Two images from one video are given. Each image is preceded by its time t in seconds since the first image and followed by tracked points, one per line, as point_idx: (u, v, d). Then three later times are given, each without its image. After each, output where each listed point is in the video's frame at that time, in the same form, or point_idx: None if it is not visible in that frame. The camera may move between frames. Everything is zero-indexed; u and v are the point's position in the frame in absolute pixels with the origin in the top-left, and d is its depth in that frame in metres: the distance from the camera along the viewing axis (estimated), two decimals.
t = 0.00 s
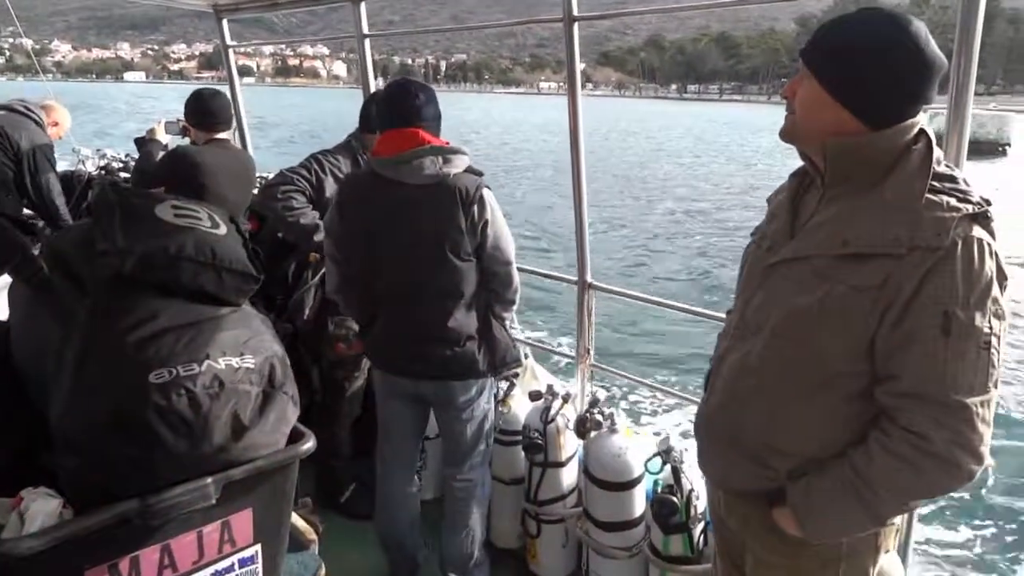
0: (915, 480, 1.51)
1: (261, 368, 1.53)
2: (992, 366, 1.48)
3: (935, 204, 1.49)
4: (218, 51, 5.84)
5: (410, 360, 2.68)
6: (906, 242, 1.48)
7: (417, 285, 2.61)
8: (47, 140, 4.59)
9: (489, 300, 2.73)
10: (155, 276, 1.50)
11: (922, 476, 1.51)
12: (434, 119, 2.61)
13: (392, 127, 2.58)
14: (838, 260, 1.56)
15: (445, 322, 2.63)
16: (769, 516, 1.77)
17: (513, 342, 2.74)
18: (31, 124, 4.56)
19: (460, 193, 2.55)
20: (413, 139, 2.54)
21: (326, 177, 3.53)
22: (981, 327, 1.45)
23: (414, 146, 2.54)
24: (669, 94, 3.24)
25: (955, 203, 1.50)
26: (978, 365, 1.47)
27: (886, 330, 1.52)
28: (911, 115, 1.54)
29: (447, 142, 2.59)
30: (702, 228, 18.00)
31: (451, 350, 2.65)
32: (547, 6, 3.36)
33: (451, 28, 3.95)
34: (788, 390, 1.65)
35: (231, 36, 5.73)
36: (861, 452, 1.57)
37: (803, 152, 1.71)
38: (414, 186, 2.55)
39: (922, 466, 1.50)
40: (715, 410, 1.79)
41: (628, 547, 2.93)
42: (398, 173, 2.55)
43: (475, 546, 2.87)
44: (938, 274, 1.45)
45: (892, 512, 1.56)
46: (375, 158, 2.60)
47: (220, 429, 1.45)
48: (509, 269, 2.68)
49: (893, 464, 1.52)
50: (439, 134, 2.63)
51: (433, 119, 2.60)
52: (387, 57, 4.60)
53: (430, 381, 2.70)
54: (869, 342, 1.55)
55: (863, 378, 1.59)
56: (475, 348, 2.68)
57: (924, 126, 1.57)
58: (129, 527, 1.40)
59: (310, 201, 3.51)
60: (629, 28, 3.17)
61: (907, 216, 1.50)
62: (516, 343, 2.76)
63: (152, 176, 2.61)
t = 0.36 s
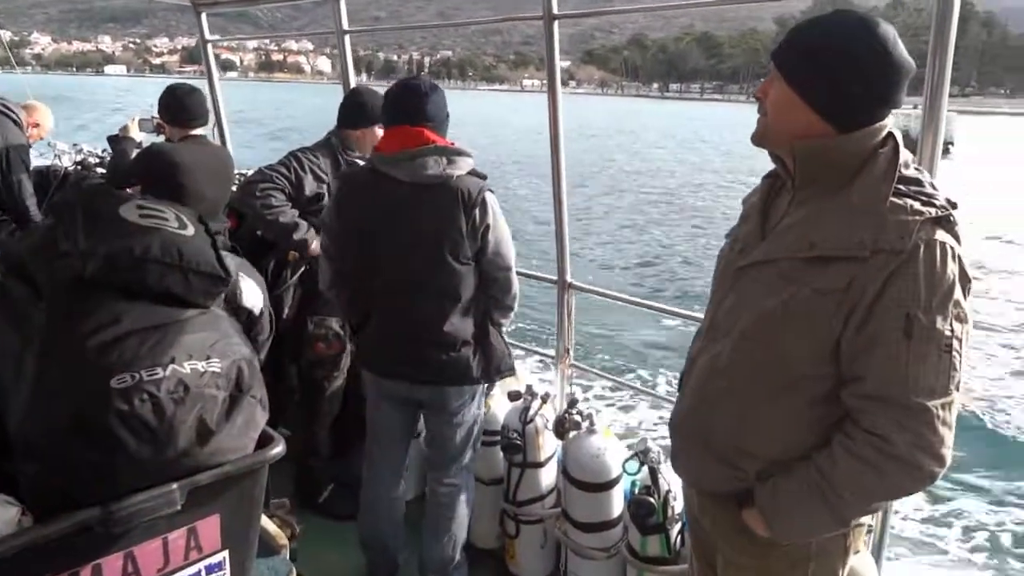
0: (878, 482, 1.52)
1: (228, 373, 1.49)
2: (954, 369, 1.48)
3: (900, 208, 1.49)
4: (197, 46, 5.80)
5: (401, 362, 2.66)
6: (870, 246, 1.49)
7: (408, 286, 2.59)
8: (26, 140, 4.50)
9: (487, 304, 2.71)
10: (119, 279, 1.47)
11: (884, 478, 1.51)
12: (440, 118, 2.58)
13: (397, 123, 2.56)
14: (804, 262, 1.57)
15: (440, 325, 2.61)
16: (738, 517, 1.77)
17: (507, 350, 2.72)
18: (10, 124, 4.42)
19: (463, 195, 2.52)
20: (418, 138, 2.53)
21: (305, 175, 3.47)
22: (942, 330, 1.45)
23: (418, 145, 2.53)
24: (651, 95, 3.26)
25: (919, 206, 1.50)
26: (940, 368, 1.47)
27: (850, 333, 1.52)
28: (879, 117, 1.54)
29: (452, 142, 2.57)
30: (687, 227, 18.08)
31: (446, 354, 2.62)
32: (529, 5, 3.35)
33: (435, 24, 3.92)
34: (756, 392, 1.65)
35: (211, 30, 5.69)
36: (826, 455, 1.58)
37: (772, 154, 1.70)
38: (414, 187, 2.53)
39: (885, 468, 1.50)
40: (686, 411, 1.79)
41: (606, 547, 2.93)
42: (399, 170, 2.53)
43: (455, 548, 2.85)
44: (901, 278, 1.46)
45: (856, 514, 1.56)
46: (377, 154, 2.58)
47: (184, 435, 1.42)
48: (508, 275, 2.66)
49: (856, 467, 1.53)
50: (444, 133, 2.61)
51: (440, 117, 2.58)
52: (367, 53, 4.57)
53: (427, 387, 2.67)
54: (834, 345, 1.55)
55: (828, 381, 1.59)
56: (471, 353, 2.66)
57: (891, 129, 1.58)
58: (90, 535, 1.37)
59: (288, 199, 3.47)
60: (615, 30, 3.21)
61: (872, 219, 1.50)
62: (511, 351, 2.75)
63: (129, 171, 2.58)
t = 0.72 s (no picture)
0: (865, 486, 1.52)
1: (218, 376, 1.49)
2: (940, 373, 1.48)
3: (887, 212, 1.50)
4: (187, 47, 5.77)
5: (408, 369, 2.64)
6: (857, 251, 1.49)
7: (416, 291, 2.57)
8: (14, 151, 4.43)
9: (497, 313, 2.70)
10: (107, 281, 1.46)
11: (871, 482, 1.52)
12: (459, 126, 2.58)
13: (417, 129, 2.54)
14: (792, 267, 1.57)
15: (453, 334, 2.60)
16: (728, 521, 1.78)
17: (518, 358, 2.73)
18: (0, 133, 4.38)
19: (482, 205, 2.54)
20: (439, 144, 2.51)
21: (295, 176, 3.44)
22: (928, 334, 1.46)
23: (438, 152, 2.51)
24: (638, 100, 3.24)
25: (906, 211, 1.51)
26: (927, 372, 1.47)
27: (837, 338, 1.53)
28: (865, 123, 1.55)
29: (470, 150, 2.57)
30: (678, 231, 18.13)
31: (459, 363, 2.62)
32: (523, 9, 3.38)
33: (427, 27, 3.92)
34: (744, 396, 1.66)
35: (201, 31, 5.67)
36: (815, 459, 1.58)
37: (760, 160, 1.71)
38: (433, 195, 2.52)
39: (872, 472, 1.51)
40: (675, 414, 1.80)
41: (597, 551, 2.93)
42: (420, 177, 2.51)
43: (445, 551, 2.85)
44: (888, 283, 1.46)
45: (844, 518, 1.57)
46: (396, 160, 2.55)
47: (173, 438, 1.41)
48: (521, 284, 2.66)
49: (843, 471, 1.53)
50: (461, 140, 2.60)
51: (457, 123, 2.56)
52: (359, 55, 4.56)
53: (436, 395, 2.66)
54: (822, 349, 1.56)
55: (816, 385, 1.60)
56: (483, 361, 2.66)
57: (878, 134, 1.59)
58: (77, 540, 1.36)
59: (278, 201, 3.42)
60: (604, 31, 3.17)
61: (859, 224, 1.51)
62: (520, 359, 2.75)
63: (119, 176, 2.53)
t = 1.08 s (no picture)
0: (855, 489, 1.52)
1: (205, 390, 1.48)
2: (927, 374, 1.49)
3: (870, 214, 1.51)
4: (175, 56, 5.76)
5: (398, 378, 2.63)
6: (842, 253, 1.50)
7: (409, 301, 2.56)
8: None
9: (495, 325, 2.69)
10: (93, 295, 1.44)
11: (861, 484, 1.52)
12: (457, 137, 2.58)
13: (416, 140, 2.54)
14: (778, 270, 1.58)
15: (449, 348, 2.58)
16: (719, 527, 1.77)
17: (515, 374, 2.72)
18: None
19: (480, 217, 2.52)
20: (437, 155, 2.51)
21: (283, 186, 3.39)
22: (914, 335, 1.47)
23: (436, 163, 2.50)
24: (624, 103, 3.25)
25: (888, 212, 1.51)
26: (914, 372, 1.48)
27: (824, 340, 1.53)
28: (846, 126, 1.56)
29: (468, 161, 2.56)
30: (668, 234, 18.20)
31: (455, 377, 2.61)
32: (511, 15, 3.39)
33: (414, 33, 3.92)
34: (733, 401, 1.66)
35: (188, 40, 5.66)
36: (804, 462, 1.58)
37: (743, 165, 1.70)
38: (429, 207, 2.51)
39: (862, 474, 1.51)
40: (664, 420, 1.80)
41: (591, 557, 2.91)
42: (416, 188, 2.50)
43: (438, 561, 2.82)
44: (874, 285, 1.47)
45: (835, 521, 1.57)
46: (393, 171, 2.54)
47: (161, 453, 1.40)
48: (519, 297, 2.67)
49: (833, 474, 1.53)
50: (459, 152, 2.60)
51: (455, 135, 2.56)
52: (346, 63, 4.55)
53: (432, 407, 2.65)
54: (809, 352, 1.56)
55: (804, 388, 1.60)
56: (479, 375, 2.65)
57: (860, 137, 1.59)
58: (63, 559, 1.34)
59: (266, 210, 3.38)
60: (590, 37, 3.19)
61: (843, 227, 1.52)
62: (518, 374, 2.75)
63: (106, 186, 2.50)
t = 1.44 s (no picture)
0: (834, 497, 1.53)
1: (185, 406, 1.46)
2: (903, 382, 1.51)
3: (845, 225, 1.52)
4: (153, 67, 5.71)
5: (379, 391, 2.61)
6: (818, 263, 1.51)
7: (387, 312, 2.55)
8: None
9: (475, 338, 2.68)
10: (69, 310, 1.42)
11: (841, 492, 1.53)
12: (435, 152, 2.57)
13: (394, 153, 2.54)
14: (754, 281, 1.59)
15: (426, 363, 2.57)
16: (700, 538, 1.78)
17: (493, 390, 2.69)
18: None
19: (456, 231, 2.51)
20: (414, 168, 2.50)
21: (263, 198, 3.39)
22: (890, 343, 1.49)
23: (412, 177, 2.50)
24: (599, 115, 3.23)
25: (862, 222, 1.53)
26: (890, 380, 1.49)
27: (802, 350, 1.54)
28: (818, 139, 1.58)
29: (446, 176, 2.55)
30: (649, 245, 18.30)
31: (432, 392, 2.59)
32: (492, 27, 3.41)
33: (395, 45, 3.91)
34: (713, 412, 1.66)
35: (167, 51, 5.62)
36: (784, 472, 1.59)
37: (718, 177, 1.72)
38: (407, 220, 2.50)
39: (841, 483, 1.52)
40: (645, 433, 1.80)
41: (575, 569, 2.89)
42: (391, 202, 2.50)
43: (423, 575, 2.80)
44: (849, 294, 1.49)
45: (815, 530, 1.58)
46: (370, 184, 2.54)
47: (140, 470, 1.38)
48: (498, 311, 2.65)
49: (812, 483, 1.55)
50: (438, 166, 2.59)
51: (433, 148, 2.56)
52: (327, 74, 4.54)
53: (411, 421, 2.64)
54: (787, 362, 1.57)
55: (782, 398, 1.61)
56: (456, 391, 2.63)
57: (833, 149, 1.61)
58: None
59: (245, 222, 3.37)
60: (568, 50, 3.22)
61: (816, 238, 1.53)
62: (496, 390, 2.72)
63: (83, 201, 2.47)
